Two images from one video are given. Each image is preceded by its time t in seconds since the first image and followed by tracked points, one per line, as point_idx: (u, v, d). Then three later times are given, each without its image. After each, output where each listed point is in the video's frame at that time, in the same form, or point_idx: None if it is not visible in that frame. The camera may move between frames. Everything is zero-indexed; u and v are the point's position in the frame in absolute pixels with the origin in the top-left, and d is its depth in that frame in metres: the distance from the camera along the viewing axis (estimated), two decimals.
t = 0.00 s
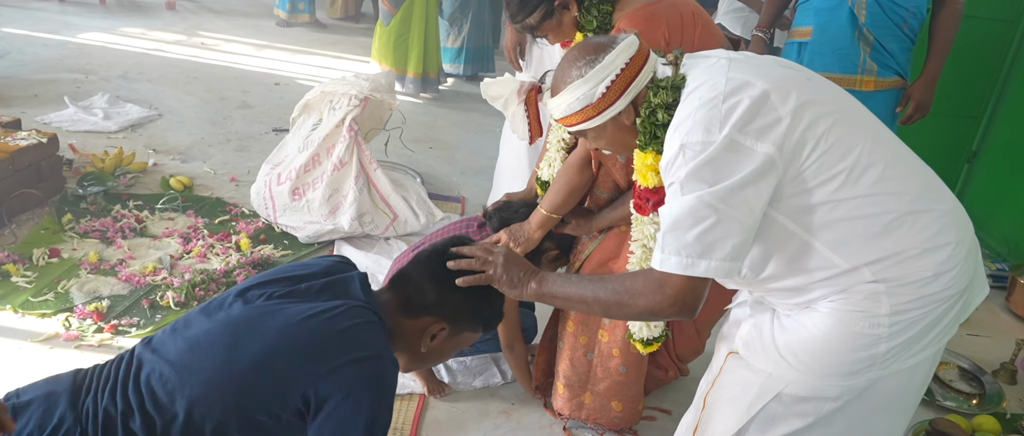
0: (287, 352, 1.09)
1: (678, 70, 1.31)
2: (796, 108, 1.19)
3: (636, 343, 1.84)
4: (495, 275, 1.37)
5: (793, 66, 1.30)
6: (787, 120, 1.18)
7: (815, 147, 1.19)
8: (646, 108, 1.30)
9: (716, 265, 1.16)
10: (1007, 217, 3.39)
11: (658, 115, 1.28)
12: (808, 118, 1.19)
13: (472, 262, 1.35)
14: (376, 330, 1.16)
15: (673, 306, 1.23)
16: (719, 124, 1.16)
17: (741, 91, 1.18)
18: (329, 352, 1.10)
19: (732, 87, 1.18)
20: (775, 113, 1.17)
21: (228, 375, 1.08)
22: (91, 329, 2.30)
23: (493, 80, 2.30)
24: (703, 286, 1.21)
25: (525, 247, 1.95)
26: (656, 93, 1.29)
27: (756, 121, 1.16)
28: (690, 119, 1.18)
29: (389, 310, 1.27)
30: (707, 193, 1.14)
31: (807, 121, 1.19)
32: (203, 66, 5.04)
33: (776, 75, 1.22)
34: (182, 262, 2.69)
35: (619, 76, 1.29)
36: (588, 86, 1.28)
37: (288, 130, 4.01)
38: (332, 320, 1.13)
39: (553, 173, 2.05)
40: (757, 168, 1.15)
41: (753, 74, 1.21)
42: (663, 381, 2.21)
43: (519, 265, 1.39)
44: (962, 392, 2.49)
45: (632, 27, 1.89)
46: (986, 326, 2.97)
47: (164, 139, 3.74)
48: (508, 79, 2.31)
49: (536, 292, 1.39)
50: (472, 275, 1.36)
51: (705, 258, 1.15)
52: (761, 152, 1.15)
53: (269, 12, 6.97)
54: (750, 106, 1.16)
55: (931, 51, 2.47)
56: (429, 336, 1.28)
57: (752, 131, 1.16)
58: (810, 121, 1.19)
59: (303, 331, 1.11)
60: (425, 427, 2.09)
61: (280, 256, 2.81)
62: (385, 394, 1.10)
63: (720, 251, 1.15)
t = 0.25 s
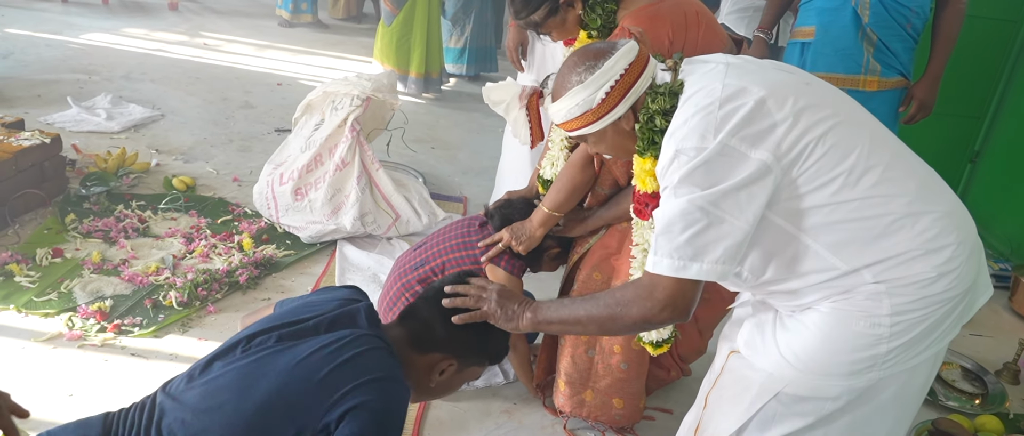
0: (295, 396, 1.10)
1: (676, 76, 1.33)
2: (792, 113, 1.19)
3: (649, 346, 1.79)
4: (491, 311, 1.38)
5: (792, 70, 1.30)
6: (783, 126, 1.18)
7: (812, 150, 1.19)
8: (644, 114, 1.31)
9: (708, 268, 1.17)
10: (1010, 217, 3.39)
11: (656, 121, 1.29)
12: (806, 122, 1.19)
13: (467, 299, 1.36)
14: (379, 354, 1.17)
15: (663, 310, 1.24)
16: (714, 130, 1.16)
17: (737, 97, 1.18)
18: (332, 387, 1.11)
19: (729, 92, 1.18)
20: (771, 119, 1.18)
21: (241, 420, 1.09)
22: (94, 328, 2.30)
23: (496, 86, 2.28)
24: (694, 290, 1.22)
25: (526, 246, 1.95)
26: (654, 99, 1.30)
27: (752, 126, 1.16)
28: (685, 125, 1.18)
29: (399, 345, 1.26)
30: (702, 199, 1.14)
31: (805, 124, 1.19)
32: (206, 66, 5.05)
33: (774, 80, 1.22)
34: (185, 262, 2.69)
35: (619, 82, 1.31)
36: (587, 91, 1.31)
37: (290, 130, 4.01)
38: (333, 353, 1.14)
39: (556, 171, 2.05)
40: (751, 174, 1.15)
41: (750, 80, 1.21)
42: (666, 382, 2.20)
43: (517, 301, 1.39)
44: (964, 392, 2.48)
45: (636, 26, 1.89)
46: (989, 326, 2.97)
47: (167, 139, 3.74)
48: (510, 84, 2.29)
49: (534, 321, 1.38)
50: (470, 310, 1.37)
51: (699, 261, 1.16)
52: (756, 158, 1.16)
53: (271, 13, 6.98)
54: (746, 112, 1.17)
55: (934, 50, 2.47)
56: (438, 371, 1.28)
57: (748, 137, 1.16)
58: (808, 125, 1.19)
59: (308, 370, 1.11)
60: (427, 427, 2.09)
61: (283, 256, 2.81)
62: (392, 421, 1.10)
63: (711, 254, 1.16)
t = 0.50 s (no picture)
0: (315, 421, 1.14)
1: (674, 82, 1.34)
2: (788, 117, 1.19)
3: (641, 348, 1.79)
4: (491, 335, 1.41)
5: (791, 74, 1.29)
6: (778, 130, 1.18)
7: (809, 153, 1.19)
8: (641, 120, 1.31)
9: (704, 268, 1.17)
10: (1013, 217, 3.38)
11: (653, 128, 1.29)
12: (804, 125, 1.19)
13: (468, 325, 1.42)
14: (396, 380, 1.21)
15: (653, 312, 1.23)
16: (709, 136, 1.16)
17: (733, 102, 1.18)
18: (349, 414, 1.14)
19: (725, 96, 1.18)
20: (767, 123, 1.18)
21: None
22: (97, 327, 2.31)
23: (496, 94, 2.26)
24: (684, 293, 1.21)
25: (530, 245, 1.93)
26: (652, 105, 1.30)
27: (747, 131, 1.16)
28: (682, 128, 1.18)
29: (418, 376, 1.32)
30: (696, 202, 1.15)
31: (801, 127, 1.19)
32: (209, 66, 5.06)
33: (770, 84, 1.22)
34: (188, 261, 2.70)
35: (616, 88, 1.31)
36: (586, 98, 1.31)
37: (293, 129, 4.02)
38: (349, 380, 1.18)
39: (560, 167, 2.05)
40: (746, 178, 1.16)
41: (746, 85, 1.21)
42: (668, 381, 2.20)
43: (517, 325, 1.42)
44: (967, 392, 2.48)
45: (641, 23, 1.90)
46: (993, 326, 2.96)
47: (170, 138, 3.75)
48: (511, 92, 2.27)
49: (533, 343, 1.38)
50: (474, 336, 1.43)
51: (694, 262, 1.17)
52: (750, 163, 1.16)
53: (274, 13, 6.98)
54: (741, 117, 1.17)
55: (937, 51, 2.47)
56: (455, 400, 1.36)
57: (743, 141, 1.16)
58: (805, 129, 1.19)
59: (326, 398, 1.15)
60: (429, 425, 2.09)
61: (285, 255, 2.82)
62: None
63: (706, 254, 1.17)
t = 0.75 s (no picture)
0: None
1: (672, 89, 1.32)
2: (784, 123, 1.18)
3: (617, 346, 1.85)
4: (499, 361, 1.44)
5: (790, 77, 1.29)
6: (775, 137, 1.18)
7: (807, 157, 1.19)
8: (640, 127, 1.31)
9: (700, 273, 1.18)
10: (1017, 216, 3.37)
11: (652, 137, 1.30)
12: (802, 129, 1.19)
13: (479, 351, 1.47)
14: (412, 412, 1.18)
15: (646, 315, 1.25)
16: (705, 144, 1.16)
17: (729, 109, 1.18)
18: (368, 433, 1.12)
19: (722, 103, 1.18)
20: (764, 130, 1.17)
21: None
22: (101, 325, 2.32)
23: (497, 102, 2.32)
24: (674, 300, 1.23)
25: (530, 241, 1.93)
26: (649, 113, 1.30)
27: (744, 138, 1.16)
28: (678, 137, 1.18)
29: (434, 401, 1.31)
30: (690, 211, 1.16)
31: (799, 131, 1.19)
32: (212, 64, 5.07)
33: (768, 89, 1.21)
34: (191, 259, 2.70)
35: (615, 95, 1.31)
36: (585, 104, 1.31)
37: (296, 128, 4.03)
38: (365, 408, 1.15)
39: (564, 160, 2.05)
40: (743, 185, 1.16)
41: (743, 91, 1.20)
42: (671, 380, 2.17)
43: (524, 350, 1.45)
44: (970, 392, 2.48)
45: (647, 20, 1.89)
46: (996, 326, 2.96)
47: (174, 137, 3.76)
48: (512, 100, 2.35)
49: (539, 366, 1.41)
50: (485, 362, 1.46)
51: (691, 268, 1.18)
52: (747, 170, 1.17)
53: (278, 12, 6.99)
54: (737, 124, 1.17)
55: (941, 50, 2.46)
56: (469, 427, 1.34)
57: (740, 149, 1.16)
58: (804, 134, 1.19)
59: (341, 428, 1.12)
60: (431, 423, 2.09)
61: (289, 253, 2.82)
62: None
63: (700, 259, 1.18)
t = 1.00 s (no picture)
0: None
1: (671, 95, 1.34)
2: (781, 131, 1.18)
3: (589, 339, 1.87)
4: (513, 380, 1.43)
5: (787, 80, 1.28)
6: (772, 145, 1.17)
7: (807, 161, 1.19)
8: (638, 135, 1.33)
9: (699, 280, 1.18)
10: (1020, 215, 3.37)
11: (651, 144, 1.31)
12: (800, 134, 1.18)
13: (491, 373, 1.45)
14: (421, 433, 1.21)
15: (645, 323, 1.26)
16: (702, 154, 1.16)
17: (727, 117, 1.17)
18: None
19: (719, 111, 1.17)
20: (761, 138, 1.17)
21: None
22: (105, 322, 2.32)
23: (498, 111, 2.24)
24: (672, 309, 1.24)
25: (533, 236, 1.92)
26: (648, 120, 1.31)
27: (741, 146, 1.16)
28: (674, 148, 1.18)
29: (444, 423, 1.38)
30: (687, 222, 1.17)
31: (798, 136, 1.18)
32: (215, 62, 5.08)
33: (766, 94, 1.21)
34: (194, 257, 2.71)
35: (614, 102, 1.32)
36: (585, 112, 1.32)
37: (299, 126, 4.03)
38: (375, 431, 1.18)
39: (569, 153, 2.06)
40: (741, 193, 1.16)
41: (741, 97, 1.19)
42: (673, 378, 2.18)
43: (536, 367, 1.44)
44: (974, 391, 2.47)
45: (652, 15, 1.90)
46: (999, 325, 2.96)
47: (177, 134, 3.76)
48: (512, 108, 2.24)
49: (552, 382, 1.40)
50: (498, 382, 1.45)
51: (689, 275, 1.19)
52: (745, 178, 1.16)
53: (281, 10, 7.00)
54: (735, 133, 1.16)
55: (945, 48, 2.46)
56: None
57: (737, 157, 1.16)
58: (802, 139, 1.18)
59: None
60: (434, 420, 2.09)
61: (292, 251, 2.83)
62: None
63: (698, 266, 1.19)
